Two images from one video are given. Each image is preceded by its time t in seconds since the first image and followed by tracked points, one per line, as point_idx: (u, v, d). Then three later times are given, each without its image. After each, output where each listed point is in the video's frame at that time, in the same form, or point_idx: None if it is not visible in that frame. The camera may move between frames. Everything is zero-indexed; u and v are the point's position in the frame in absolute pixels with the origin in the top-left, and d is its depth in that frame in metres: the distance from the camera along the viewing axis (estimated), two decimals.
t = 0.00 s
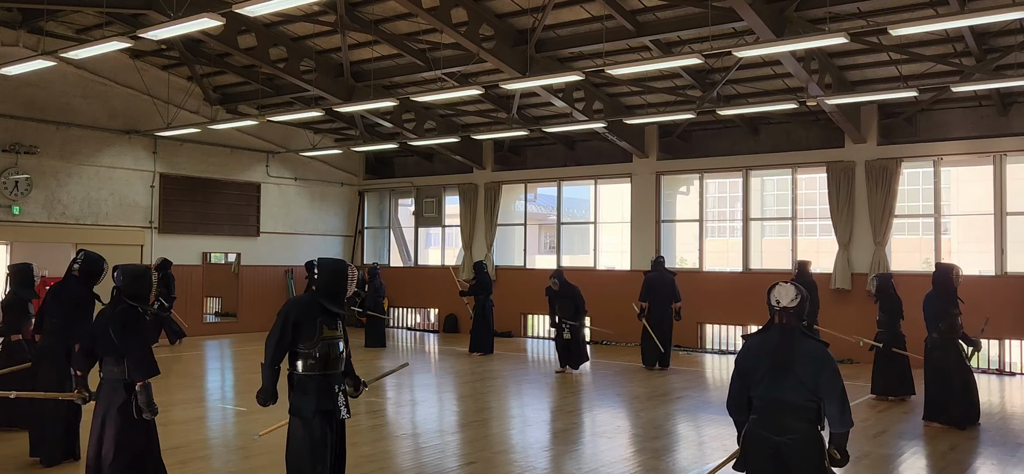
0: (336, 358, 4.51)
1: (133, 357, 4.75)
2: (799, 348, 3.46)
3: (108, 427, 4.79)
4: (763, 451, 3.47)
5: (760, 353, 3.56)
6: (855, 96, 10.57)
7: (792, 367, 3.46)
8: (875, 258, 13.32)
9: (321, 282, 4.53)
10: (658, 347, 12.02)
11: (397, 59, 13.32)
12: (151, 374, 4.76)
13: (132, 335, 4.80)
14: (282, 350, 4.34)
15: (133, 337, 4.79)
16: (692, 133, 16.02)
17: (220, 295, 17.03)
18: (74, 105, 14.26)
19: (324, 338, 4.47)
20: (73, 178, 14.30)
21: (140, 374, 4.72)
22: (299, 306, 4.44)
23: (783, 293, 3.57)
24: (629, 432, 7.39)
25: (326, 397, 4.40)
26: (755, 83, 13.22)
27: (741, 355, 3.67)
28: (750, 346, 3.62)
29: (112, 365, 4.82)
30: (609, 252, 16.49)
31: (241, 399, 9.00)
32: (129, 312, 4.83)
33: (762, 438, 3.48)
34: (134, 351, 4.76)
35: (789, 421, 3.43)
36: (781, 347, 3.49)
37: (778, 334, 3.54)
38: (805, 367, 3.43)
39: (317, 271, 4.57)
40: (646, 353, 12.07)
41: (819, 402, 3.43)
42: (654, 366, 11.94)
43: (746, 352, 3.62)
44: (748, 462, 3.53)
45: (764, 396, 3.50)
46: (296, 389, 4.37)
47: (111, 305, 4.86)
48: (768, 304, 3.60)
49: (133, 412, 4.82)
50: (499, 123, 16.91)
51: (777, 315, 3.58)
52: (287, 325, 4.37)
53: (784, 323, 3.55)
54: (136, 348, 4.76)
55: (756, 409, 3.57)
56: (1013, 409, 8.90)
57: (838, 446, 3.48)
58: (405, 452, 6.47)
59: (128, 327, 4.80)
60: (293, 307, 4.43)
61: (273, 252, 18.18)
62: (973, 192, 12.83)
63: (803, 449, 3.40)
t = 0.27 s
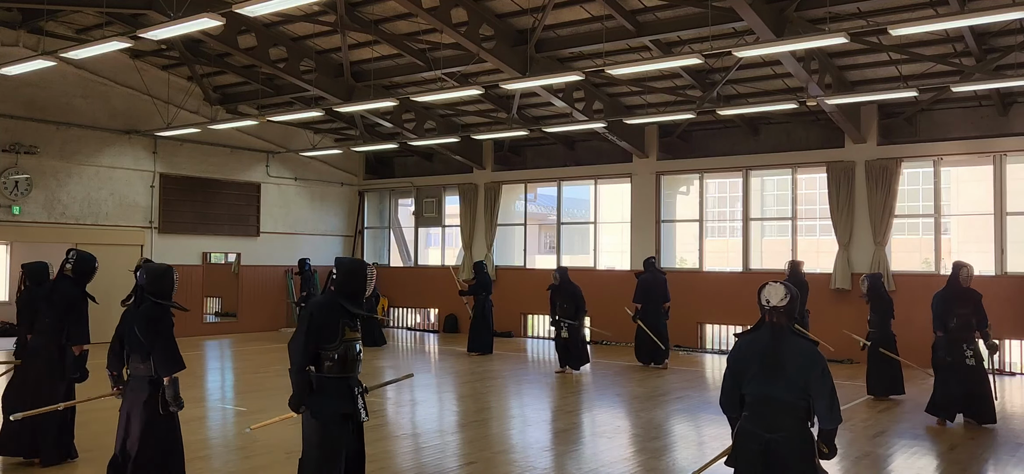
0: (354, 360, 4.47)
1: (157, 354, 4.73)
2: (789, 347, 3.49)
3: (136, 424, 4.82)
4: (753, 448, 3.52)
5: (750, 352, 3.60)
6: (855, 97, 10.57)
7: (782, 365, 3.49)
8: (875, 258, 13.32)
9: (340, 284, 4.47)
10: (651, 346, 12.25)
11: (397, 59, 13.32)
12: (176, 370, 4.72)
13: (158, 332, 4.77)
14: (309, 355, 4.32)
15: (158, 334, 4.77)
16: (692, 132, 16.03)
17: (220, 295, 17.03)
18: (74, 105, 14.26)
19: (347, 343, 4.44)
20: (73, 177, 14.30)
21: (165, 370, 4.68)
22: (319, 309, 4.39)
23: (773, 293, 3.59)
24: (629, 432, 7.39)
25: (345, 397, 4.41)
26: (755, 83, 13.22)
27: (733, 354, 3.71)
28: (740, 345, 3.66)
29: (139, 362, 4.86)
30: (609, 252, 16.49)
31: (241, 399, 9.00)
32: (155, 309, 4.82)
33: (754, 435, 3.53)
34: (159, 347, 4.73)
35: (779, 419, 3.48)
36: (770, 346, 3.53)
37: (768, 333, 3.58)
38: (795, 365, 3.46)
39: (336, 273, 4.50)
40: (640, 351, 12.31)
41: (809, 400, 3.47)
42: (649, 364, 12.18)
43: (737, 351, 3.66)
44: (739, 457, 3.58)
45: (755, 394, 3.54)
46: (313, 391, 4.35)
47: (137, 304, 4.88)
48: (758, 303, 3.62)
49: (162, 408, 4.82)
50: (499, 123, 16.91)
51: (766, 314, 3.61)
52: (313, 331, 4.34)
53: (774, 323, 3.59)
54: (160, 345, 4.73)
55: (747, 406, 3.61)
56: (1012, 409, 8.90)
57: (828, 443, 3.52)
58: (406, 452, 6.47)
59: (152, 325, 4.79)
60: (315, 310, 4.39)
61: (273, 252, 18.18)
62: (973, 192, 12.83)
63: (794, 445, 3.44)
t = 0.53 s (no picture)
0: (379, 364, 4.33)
1: (179, 350, 4.73)
2: (786, 346, 3.49)
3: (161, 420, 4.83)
4: (751, 446, 3.53)
5: (748, 351, 3.60)
6: (855, 96, 10.57)
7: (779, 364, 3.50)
8: (875, 258, 13.32)
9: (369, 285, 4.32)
10: (643, 345, 12.46)
11: (397, 59, 13.32)
12: (199, 367, 4.70)
13: (180, 329, 4.77)
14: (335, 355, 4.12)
15: (180, 331, 4.77)
16: (692, 132, 16.03)
17: (220, 295, 17.12)
18: (74, 105, 14.26)
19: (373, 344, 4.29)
20: (73, 177, 14.30)
21: (189, 366, 4.67)
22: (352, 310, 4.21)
23: (771, 291, 3.58)
24: (628, 432, 7.39)
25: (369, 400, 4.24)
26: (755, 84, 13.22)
27: (732, 352, 3.71)
28: (738, 343, 3.66)
29: (162, 359, 4.90)
30: (609, 252, 16.49)
31: (241, 398, 9.00)
32: (176, 308, 4.83)
33: (752, 433, 3.53)
34: (181, 344, 4.74)
35: (777, 417, 3.48)
36: (768, 344, 3.52)
37: (766, 332, 3.57)
38: (792, 364, 3.47)
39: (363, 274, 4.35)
40: (632, 350, 12.51)
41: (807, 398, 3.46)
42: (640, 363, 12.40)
43: (735, 349, 3.66)
44: (738, 455, 3.58)
45: (753, 392, 3.55)
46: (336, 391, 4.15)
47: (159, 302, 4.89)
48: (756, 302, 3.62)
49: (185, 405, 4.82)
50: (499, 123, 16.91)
51: (765, 313, 3.60)
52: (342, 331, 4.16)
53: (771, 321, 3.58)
54: (182, 341, 4.73)
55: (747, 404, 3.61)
56: (1012, 409, 8.90)
57: (826, 441, 3.52)
58: (405, 452, 6.46)
59: (174, 322, 4.79)
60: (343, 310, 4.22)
61: (273, 252, 18.18)
62: (973, 192, 12.83)
63: (791, 444, 3.45)
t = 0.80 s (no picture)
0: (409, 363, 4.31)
1: (208, 351, 4.69)
2: (796, 344, 3.52)
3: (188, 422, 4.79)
4: (762, 445, 3.52)
5: (758, 350, 3.62)
6: (855, 96, 10.57)
7: (789, 362, 3.51)
8: (875, 258, 13.32)
9: (399, 284, 4.31)
10: (639, 345, 12.52)
11: (397, 59, 13.32)
12: (227, 369, 4.67)
13: (207, 331, 4.73)
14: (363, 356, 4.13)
15: (207, 333, 4.72)
16: (692, 132, 16.03)
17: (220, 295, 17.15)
18: (74, 105, 14.26)
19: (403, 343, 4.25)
20: (73, 178, 14.30)
21: (217, 368, 4.64)
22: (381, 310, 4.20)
23: (781, 291, 3.63)
24: (629, 432, 7.39)
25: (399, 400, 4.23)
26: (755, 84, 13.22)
27: (741, 353, 3.73)
28: (748, 344, 3.68)
29: (190, 360, 4.82)
30: (609, 252, 16.50)
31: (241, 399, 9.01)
32: (202, 311, 4.79)
33: (762, 432, 3.53)
34: (209, 346, 4.70)
35: (788, 415, 3.49)
36: (778, 344, 3.55)
37: (776, 331, 3.60)
38: (802, 362, 3.49)
39: (392, 273, 4.33)
40: (626, 351, 12.55)
41: (816, 397, 3.48)
42: (635, 363, 12.47)
43: (744, 350, 3.68)
44: (747, 455, 3.58)
45: (762, 391, 3.56)
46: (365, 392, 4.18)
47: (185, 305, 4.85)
48: (765, 302, 3.65)
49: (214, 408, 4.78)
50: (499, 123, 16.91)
51: (775, 313, 3.63)
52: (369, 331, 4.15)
53: (781, 321, 3.61)
54: (210, 344, 4.69)
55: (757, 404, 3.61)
56: (1012, 409, 8.90)
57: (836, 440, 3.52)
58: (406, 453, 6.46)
59: (201, 323, 4.74)
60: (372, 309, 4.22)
61: (273, 252, 18.19)
62: (973, 192, 12.83)
63: (802, 442, 3.45)
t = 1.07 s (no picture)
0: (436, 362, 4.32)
1: (242, 347, 4.72)
2: (808, 345, 3.54)
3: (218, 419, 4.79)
4: (772, 444, 3.55)
5: (769, 349, 3.64)
6: (855, 96, 10.56)
7: (800, 362, 3.53)
8: (875, 258, 13.32)
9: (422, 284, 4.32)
10: (636, 344, 12.54)
11: (397, 59, 13.32)
12: (262, 364, 4.73)
13: (240, 327, 4.76)
14: (395, 355, 4.20)
15: (242, 329, 4.76)
16: (692, 132, 16.03)
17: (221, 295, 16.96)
18: (74, 105, 14.26)
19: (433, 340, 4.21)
20: (73, 177, 14.30)
21: (251, 364, 4.69)
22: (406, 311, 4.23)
23: (793, 291, 3.64)
24: (629, 432, 7.39)
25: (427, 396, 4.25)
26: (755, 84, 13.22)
27: (752, 353, 3.75)
28: (759, 343, 3.70)
29: (220, 356, 4.82)
30: (609, 252, 16.50)
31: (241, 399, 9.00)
32: (235, 308, 4.84)
33: (772, 432, 3.56)
34: (243, 342, 4.73)
35: (798, 415, 3.51)
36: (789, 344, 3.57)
37: (787, 331, 3.61)
38: (813, 363, 3.50)
39: (419, 271, 4.34)
40: (621, 351, 12.56)
41: (826, 397, 3.50)
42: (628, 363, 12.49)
43: (755, 349, 3.70)
44: (758, 455, 3.61)
45: (773, 391, 3.58)
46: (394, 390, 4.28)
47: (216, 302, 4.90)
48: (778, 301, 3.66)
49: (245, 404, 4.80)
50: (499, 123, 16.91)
51: (786, 312, 3.65)
52: (398, 331, 4.19)
53: (793, 321, 3.63)
54: (244, 339, 4.72)
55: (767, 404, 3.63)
56: (1013, 409, 8.90)
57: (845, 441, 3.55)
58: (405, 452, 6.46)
59: (234, 320, 4.79)
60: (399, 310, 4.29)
61: (273, 252, 18.19)
62: (973, 191, 12.83)
63: (812, 442, 3.47)
